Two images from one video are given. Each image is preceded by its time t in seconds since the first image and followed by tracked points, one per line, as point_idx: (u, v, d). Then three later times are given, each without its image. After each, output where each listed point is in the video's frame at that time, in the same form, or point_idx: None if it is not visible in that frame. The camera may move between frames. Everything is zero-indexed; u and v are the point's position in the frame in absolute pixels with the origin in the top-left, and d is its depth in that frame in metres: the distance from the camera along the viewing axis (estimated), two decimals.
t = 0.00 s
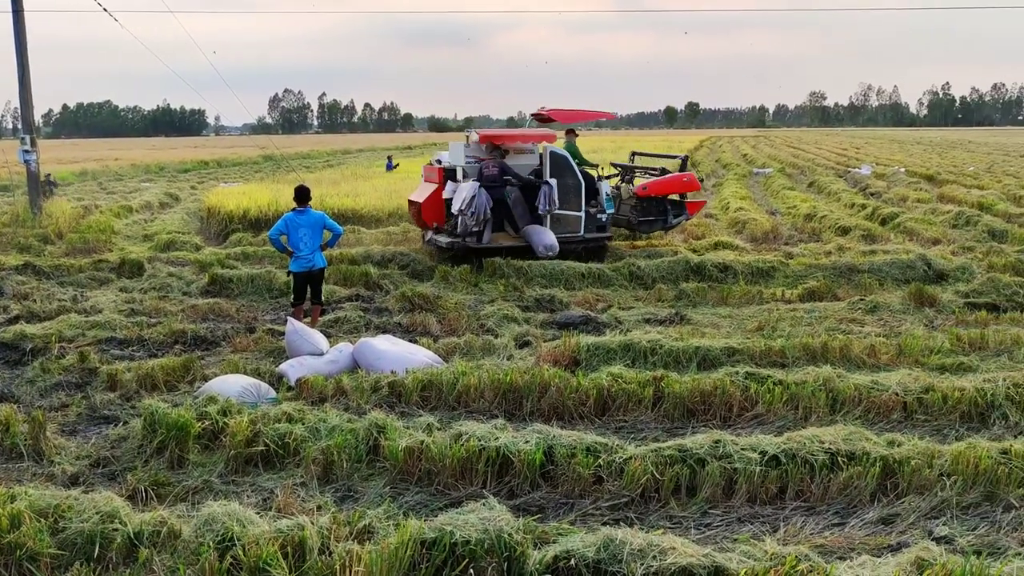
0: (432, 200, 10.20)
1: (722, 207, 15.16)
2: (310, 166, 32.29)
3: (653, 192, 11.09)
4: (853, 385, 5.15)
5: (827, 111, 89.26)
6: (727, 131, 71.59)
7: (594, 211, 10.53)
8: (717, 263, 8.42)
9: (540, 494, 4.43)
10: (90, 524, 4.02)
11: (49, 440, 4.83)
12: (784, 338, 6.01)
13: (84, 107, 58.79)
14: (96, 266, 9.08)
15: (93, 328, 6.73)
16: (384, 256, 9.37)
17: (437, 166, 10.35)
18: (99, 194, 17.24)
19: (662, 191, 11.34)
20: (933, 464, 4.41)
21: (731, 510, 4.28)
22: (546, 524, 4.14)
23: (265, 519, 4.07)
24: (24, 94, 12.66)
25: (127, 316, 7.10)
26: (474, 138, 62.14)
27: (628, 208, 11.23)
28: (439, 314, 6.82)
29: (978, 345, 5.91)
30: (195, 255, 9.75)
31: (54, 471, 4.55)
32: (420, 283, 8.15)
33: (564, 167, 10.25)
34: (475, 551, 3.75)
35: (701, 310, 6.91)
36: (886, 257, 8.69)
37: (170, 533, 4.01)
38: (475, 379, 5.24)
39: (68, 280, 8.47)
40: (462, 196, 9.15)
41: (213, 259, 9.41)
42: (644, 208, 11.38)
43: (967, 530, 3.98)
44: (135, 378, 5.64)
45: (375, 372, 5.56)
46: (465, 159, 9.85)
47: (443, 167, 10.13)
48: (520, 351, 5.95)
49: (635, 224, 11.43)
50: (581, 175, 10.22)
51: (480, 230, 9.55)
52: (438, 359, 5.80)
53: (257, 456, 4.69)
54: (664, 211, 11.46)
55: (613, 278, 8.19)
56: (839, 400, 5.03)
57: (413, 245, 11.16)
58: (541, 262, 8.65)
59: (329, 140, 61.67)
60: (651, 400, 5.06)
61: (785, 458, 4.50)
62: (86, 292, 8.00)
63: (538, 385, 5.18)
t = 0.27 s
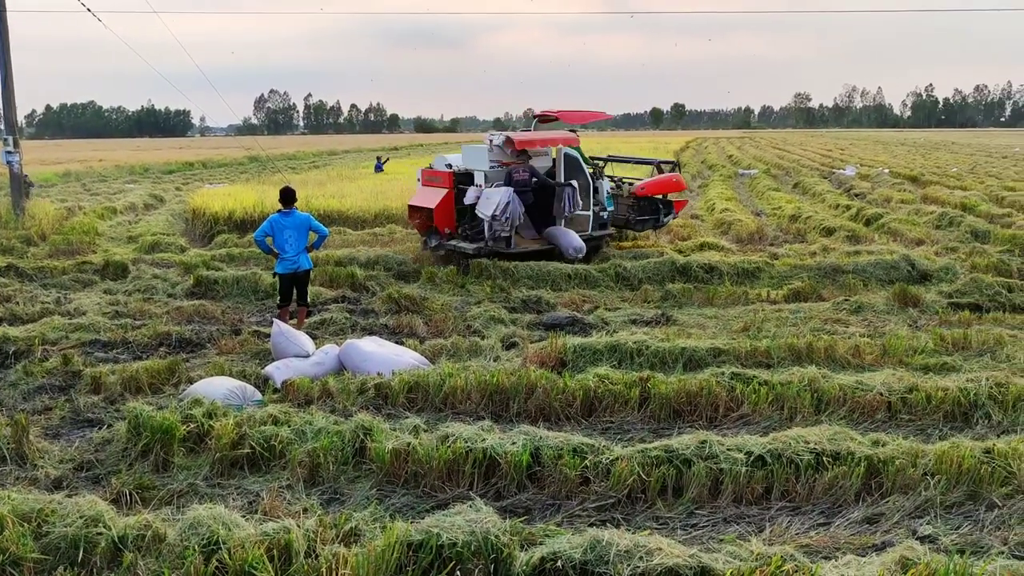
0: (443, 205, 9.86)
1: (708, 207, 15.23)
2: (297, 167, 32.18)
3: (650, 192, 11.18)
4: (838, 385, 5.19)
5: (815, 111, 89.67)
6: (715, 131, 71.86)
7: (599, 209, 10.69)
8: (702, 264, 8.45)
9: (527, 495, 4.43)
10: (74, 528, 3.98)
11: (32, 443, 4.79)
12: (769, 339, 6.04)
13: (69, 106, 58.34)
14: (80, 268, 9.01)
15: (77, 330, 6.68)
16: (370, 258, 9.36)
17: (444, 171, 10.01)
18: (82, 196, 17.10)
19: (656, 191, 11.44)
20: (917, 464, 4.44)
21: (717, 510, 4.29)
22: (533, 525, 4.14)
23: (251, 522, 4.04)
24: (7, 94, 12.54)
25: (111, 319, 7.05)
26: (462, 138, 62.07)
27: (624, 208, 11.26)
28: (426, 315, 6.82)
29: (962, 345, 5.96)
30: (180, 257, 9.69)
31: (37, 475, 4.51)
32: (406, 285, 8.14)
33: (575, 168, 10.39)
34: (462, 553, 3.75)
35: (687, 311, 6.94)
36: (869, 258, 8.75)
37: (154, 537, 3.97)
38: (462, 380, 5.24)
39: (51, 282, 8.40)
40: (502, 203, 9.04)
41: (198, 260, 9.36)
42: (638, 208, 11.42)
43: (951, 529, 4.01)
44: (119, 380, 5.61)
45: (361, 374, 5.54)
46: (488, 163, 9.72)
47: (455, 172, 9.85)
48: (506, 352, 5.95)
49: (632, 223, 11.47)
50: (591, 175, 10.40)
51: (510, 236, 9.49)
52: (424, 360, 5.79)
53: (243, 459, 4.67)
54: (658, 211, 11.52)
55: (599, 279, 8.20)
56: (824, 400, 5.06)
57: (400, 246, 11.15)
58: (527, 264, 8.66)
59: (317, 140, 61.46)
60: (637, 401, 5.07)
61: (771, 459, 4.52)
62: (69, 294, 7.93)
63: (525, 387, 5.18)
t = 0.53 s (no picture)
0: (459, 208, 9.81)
1: (693, 209, 15.28)
2: (284, 168, 32.07)
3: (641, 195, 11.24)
4: (823, 386, 5.22)
5: (804, 112, 90.04)
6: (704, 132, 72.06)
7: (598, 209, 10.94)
8: (688, 265, 8.47)
9: (513, 497, 4.43)
10: (57, 532, 3.94)
11: (14, 447, 4.75)
12: (754, 340, 6.07)
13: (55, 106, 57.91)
14: (63, 270, 8.94)
15: (61, 333, 6.64)
16: (356, 260, 9.34)
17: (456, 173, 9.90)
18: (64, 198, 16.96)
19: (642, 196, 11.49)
20: (901, 464, 4.47)
21: (702, 511, 4.31)
22: (519, 528, 4.14)
23: (236, 525, 4.02)
24: None
25: (95, 322, 7.01)
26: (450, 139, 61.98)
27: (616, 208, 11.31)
28: (412, 317, 6.82)
29: (945, 345, 6.00)
30: (165, 259, 9.64)
31: (19, 479, 4.47)
32: (392, 287, 8.14)
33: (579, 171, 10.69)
34: (448, 556, 3.74)
35: (672, 313, 6.96)
36: (853, 259, 8.81)
37: (139, 541, 3.94)
38: (448, 383, 5.24)
39: (34, 285, 8.34)
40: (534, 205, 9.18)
41: (183, 263, 9.32)
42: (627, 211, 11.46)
43: (934, 529, 4.04)
44: (102, 384, 5.57)
45: (347, 376, 5.53)
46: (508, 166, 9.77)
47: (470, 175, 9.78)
48: (493, 354, 5.96)
49: (623, 225, 11.51)
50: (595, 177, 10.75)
51: (537, 237, 9.58)
52: (410, 362, 5.79)
53: (228, 462, 4.65)
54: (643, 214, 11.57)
55: (585, 280, 8.21)
56: (809, 401, 5.09)
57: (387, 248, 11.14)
58: (514, 265, 8.66)
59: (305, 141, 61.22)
60: (623, 402, 5.09)
61: (756, 460, 4.54)
62: (52, 297, 7.88)
63: (511, 389, 5.19)
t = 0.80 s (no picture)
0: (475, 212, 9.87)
1: (679, 211, 15.34)
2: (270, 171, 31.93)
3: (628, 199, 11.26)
4: (807, 388, 5.24)
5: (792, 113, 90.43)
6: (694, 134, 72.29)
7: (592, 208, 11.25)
8: (674, 268, 8.49)
9: (499, 501, 4.42)
10: (39, 539, 3.90)
11: None
12: (740, 342, 6.09)
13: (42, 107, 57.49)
14: (46, 273, 8.88)
15: (43, 337, 6.59)
16: (343, 263, 9.32)
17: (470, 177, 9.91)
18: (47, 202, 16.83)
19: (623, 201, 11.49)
20: (886, 466, 4.49)
21: (688, 514, 4.31)
22: (505, 531, 4.13)
23: (221, 530, 4.00)
24: None
25: (78, 326, 6.96)
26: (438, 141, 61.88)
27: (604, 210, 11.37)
28: (398, 321, 6.81)
29: (928, 347, 6.04)
30: (150, 262, 9.58)
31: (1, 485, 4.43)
32: (379, 290, 8.13)
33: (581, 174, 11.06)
34: (434, 559, 3.73)
35: (658, 315, 6.98)
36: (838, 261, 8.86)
37: (122, 547, 3.90)
38: (434, 386, 5.24)
39: (16, 289, 8.27)
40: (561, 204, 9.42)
41: (167, 266, 9.27)
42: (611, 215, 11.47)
43: (918, 529, 4.06)
44: (86, 388, 5.54)
45: (333, 380, 5.52)
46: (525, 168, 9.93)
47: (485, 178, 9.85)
48: (479, 357, 5.96)
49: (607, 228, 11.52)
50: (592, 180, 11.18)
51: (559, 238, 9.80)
52: (396, 366, 5.79)
53: (212, 467, 4.63)
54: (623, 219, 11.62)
55: (572, 283, 8.22)
56: (794, 403, 5.11)
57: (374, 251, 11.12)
58: (500, 268, 8.66)
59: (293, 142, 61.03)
60: (609, 405, 5.09)
61: (741, 462, 4.55)
62: (35, 301, 7.82)
63: (497, 392, 5.19)
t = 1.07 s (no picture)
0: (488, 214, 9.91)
1: (667, 215, 15.39)
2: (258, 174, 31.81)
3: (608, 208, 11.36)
4: (793, 391, 5.26)
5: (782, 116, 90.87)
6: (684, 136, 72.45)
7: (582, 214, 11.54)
8: (661, 272, 8.50)
9: (486, 505, 4.42)
10: (22, 546, 3.84)
11: None
12: (726, 345, 6.11)
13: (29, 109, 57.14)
14: (30, 278, 8.81)
15: (27, 343, 6.54)
16: (330, 267, 9.30)
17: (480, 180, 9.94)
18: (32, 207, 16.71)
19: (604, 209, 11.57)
20: (871, 468, 4.51)
21: (675, 517, 4.32)
22: (492, 535, 4.13)
23: (206, 537, 3.97)
24: None
25: (62, 331, 6.91)
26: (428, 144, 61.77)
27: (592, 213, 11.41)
28: (385, 325, 6.80)
29: (913, 350, 6.08)
30: (136, 267, 9.53)
31: None
32: (366, 294, 8.12)
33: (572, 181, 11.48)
34: (420, 565, 3.71)
35: (645, 319, 6.99)
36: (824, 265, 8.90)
37: (106, 555, 3.85)
38: (421, 391, 5.23)
39: None
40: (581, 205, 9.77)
41: (153, 271, 9.21)
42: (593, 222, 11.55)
43: (903, 532, 4.08)
44: (70, 394, 5.50)
45: (320, 385, 5.51)
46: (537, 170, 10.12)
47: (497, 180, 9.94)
48: (466, 361, 5.96)
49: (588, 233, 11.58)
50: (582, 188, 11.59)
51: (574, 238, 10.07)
52: (384, 370, 5.79)
53: (197, 473, 4.60)
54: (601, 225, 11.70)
55: (559, 287, 8.22)
56: (779, 407, 5.13)
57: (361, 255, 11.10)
58: (488, 272, 8.66)
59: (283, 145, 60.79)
60: (596, 409, 5.10)
61: (728, 465, 4.56)
62: (18, 306, 7.76)
63: (484, 396, 5.20)
